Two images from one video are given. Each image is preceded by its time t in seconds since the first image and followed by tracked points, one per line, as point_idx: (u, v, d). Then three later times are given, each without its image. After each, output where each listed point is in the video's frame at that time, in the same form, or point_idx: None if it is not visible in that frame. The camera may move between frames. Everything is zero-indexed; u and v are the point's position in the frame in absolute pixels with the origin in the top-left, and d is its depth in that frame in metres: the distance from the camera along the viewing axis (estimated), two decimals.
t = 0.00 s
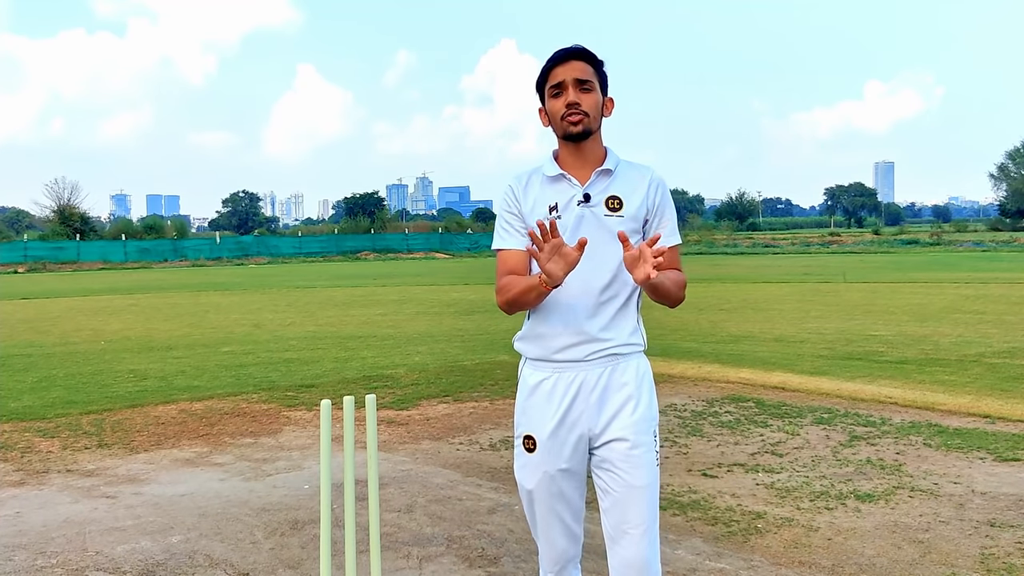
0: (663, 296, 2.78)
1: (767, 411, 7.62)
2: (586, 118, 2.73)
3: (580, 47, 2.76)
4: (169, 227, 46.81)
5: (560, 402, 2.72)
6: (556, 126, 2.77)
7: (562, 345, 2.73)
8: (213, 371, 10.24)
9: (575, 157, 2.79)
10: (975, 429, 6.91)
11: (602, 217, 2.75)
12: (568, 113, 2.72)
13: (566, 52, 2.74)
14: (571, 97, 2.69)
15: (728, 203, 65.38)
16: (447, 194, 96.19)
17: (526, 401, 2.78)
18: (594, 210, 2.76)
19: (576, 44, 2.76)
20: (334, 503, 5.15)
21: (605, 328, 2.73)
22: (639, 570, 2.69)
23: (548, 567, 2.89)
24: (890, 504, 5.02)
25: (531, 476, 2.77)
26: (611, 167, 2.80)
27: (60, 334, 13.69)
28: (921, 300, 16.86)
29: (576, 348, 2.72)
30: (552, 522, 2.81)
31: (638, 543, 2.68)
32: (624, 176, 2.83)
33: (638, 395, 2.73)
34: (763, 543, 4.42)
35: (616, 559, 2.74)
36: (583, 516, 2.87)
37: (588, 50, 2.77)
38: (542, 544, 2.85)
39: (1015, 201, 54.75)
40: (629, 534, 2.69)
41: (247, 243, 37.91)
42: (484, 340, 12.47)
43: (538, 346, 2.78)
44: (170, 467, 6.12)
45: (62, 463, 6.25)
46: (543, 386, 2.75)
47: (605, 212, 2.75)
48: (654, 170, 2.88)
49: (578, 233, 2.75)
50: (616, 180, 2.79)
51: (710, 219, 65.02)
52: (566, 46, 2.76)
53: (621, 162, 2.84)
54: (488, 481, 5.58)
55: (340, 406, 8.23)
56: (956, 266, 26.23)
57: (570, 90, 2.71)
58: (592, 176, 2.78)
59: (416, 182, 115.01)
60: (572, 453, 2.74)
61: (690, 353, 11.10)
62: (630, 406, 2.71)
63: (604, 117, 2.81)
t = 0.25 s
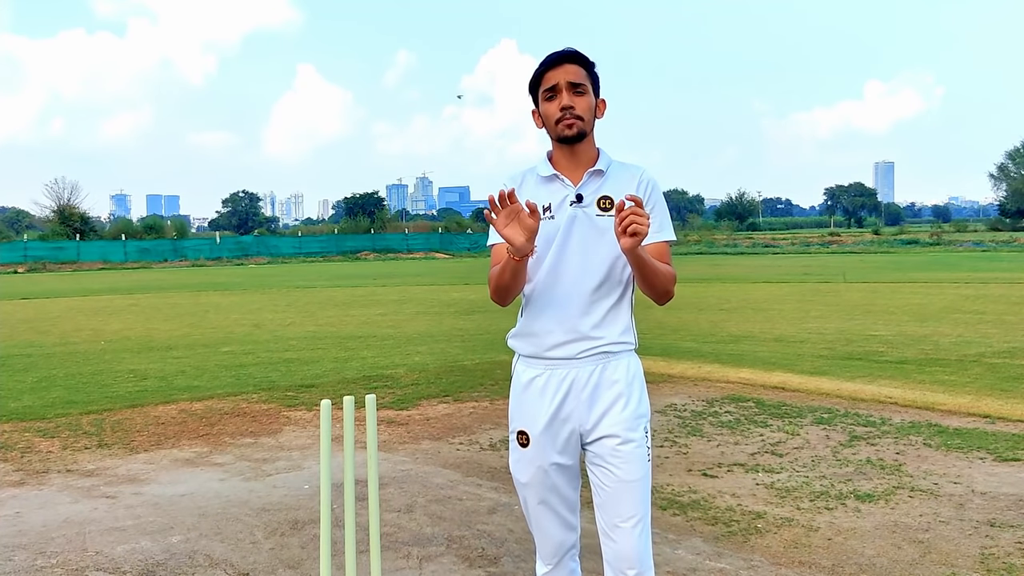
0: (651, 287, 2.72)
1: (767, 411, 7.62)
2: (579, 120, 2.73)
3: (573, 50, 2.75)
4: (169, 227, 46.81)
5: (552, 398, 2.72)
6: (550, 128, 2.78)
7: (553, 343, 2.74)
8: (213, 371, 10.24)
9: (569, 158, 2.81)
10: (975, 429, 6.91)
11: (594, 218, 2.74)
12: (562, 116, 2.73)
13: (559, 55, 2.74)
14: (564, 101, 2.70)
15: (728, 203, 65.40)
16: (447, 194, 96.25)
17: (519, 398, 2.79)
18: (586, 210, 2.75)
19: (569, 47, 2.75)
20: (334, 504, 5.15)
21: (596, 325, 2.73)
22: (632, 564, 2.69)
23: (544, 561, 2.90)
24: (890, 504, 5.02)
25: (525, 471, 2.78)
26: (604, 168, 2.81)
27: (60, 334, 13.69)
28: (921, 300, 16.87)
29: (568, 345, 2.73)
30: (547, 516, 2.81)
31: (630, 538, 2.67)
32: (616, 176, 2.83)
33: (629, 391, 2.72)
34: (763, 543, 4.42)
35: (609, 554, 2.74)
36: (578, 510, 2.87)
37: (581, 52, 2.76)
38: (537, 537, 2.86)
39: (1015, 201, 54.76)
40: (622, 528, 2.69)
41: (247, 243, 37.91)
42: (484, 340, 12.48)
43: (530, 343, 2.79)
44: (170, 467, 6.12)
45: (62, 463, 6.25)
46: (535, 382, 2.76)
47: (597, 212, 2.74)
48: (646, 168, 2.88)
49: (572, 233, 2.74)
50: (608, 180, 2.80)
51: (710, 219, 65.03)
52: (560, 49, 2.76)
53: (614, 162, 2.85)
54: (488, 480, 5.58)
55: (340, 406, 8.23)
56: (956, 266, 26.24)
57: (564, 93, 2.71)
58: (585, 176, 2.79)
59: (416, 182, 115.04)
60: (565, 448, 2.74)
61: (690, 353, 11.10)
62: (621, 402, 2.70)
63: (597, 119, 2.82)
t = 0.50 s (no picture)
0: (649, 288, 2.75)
1: (767, 411, 7.62)
2: (572, 122, 2.74)
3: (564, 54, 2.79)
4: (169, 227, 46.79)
5: (550, 395, 2.72)
6: (543, 131, 2.78)
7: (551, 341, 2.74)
8: (213, 371, 10.24)
9: (562, 163, 2.80)
10: (975, 429, 6.91)
11: (589, 223, 2.71)
12: (555, 118, 2.74)
13: (549, 58, 2.78)
14: (556, 102, 2.72)
15: (728, 203, 65.41)
16: (447, 194, 96.26)
17: (517, 395, 2.79)
18: (581, 217, 2.72)
19: (559, 51, 2.79)
20: (334, 503, 5.15)
21: (593, 325, 2.73)
22: (629, 558, 2.69)
23: (544, 556, 2.89)
24: (890, 504, 5.01)
25: (523, 467, 2.78)
26: (597, 173, 2.79)
27: (60, 334, 13.69)
28: (921, 299, 16.87)
29: (565, 343, 2.73)
30: (546, 511, 2.82)
31: (626, 532, 2.68)
32: (609, 181, 2.81)
33: (626, 389, 2.72)
34: (763, 543, 4.41)
35: (606, 548, 2.74)
36: (577, 505, 2.87)
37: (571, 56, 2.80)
38: (537, 532, 2.86)
39: (1015, 201, 54.76)
40: (617, 523, 2.69)
41: (247, 243, 37.92)
42: (484, 340, 12.48)
43: (529, 341, 2.79)
44: (170, 467, 6.12)
45: (62, 463, 6.25)
46: (534, 380, 2.76)
47: (592, 218, 2.71)
48: (640, 171, 2.86)
49: (566, 243, 2.72)
50: (601, 185, 2.78)
51: (710, 219, 65.04)
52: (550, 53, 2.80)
53: (607, 166, 2.83)
54: (488, 480, 5.59)
55: (340, 406, 8.23)
56: (956, 266, 26.23)
57: (555, 95, 2.74)
58: (579, 182, 2.77)
59: (416, 182, 115.04)
60: (562, 445, 2.74)
61: (690, 353, 11.10)
62: (617, 401, 2.70)
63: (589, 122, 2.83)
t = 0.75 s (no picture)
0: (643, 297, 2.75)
1: (767, 411, 7.62)
2: (564, 132, 2.72)
3: (549, 64, 2.78)
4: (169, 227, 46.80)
5: (554, 392, 2.72)
6: (536, 145, 2.76)
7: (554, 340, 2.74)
8: (212, 371, 10.24)
9: (558, 174, 2.76)
10: (975, 429, 6.91)
11: (590, 233, 2.73)
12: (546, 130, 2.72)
13: (535, 70, 2.76)
14: (545, 114, 2.70)
15: (728, 203, 65.41)
16: (447, 194, 96.27)
17: (520, 391, 2.79)
18: (582, 227, 2.73)
19: (544, 61, 2.77)
20: (334, 504, 5.15)
21: (597, 324, 2.74)
22: (629, 551, 2.70)
23: (545, 552, 2.89)
24: (890, 504, 5.01)
25: (526, 463, 2.78)
26: (594, 181, 2.75)
27: (60, 334, 13.69)
28: (921, 299, 16.87)
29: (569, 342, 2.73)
30: (547, 506, 2.82)
31: (627, 526, 2.69)
32: (606, 187, 2.79)
33: (627, 387, 2.74)
34: (763, 543, 4.41)
35: (606, 542, 2.75)
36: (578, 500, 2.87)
37: (556, 65, 2.78)
38: (538, 528, 2.85)
39: (1015, 201, 54.76)
40: (618, 517, 2.71)
41: (247, 243, 37.92)
42: (484, 340, 12.48)
43: (532, 339, 2.78)
44: (170, 467, 6.12)
45: (62, 463, 6.25)
46: (537, 377, 2.75)
47: (592, 227, 2.73)
48: (637, 173, 2.83)
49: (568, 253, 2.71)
50: (600, 194, 2.76)
51: (710, 219, 65.05)
52: (535, 64, 2.78)
53: (604, 171, 2.80)
54: (488, 481, 5.58)
55: (340, 406, 8.23)
56: (956, 266, 26.23)
57: (544, 107, 2.71)
58: (577, 193, 2.74)
59: (416, 182, 115.04)
60: (565, 441, 2.75)
61: (690, 353, 11.10)
62: (619, 399, 2.72)
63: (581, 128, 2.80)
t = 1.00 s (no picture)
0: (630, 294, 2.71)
1: (767, 411, 7.63)
2: (565, 145, 2.69)
3: (546, 72, 2.71)
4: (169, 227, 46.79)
5: (556, 391, 2.72)
6: (536, 155, 2.73)
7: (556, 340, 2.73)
8: (212, 371, 10.24)
9: (558, 183, 2.77)
10: (975, 429, 6.91)
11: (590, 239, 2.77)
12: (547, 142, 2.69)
13: (533, 79, 2.70)
14: (547, 128, 2.66)
15: (728, 203, 65.42)
16: (447, 194, 96.31)
17: (522, 390, 2.79)
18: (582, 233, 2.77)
19: (542, 69, 2.70)
20: (334, 504, 5.15)
21: (599, 324, 2.74)
22: (630, 548, 2.71)
23: (545, 549, 2.89)
24: (890, 504, 5.02)
25: (527, 461, 2.78)
26: (593, 188, 2.78)
27: (60, 334, 13.69)
28: (921, 300, 16.87)
29: (572, 342, 2.72)
30: (548, 503, 2.82)
31: (627, 523, 2.70)
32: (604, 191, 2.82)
33: (628, 386, 2.74)
34: (763, 543, 4.41)
35: (606, 539, 2.75)
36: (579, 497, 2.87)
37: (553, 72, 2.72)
38: (539, 525, 2.85)
39: (1015, 201, 54.75)
40: (618, 514, 2.71)
41: (247, 243, 37.92)
42: (484, 340, 12.48)
43: (534, 339, 2.78)
44: (170, 467, 6.12)
45: (62, 463, 6.25)
46: (539, 376, 2.75)
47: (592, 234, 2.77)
48: (634, 175, 2.85)
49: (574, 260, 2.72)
50: (599, 200, 2.79)
51: (710, 219, 65.05)
52: (532, 72, 2.70)
53: (602, 175, 2.81)
54: (488, 481, 5.58)
55: (340, 405, 8.23)
56: (956, 266, 26.24)
57: (544, 120, 2.67)
58: (577, 201, 2.77)
59: (416, 182, 115.07)
60: (566, 439, 2.75)
61: (690, 353, 11.10)
62: (620, 398, 2.72)
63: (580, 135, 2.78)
